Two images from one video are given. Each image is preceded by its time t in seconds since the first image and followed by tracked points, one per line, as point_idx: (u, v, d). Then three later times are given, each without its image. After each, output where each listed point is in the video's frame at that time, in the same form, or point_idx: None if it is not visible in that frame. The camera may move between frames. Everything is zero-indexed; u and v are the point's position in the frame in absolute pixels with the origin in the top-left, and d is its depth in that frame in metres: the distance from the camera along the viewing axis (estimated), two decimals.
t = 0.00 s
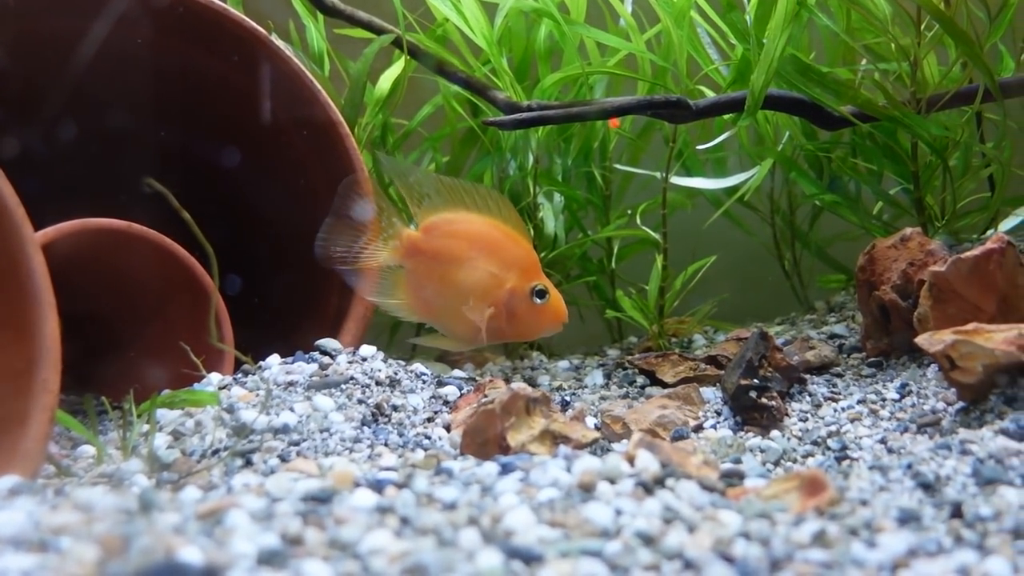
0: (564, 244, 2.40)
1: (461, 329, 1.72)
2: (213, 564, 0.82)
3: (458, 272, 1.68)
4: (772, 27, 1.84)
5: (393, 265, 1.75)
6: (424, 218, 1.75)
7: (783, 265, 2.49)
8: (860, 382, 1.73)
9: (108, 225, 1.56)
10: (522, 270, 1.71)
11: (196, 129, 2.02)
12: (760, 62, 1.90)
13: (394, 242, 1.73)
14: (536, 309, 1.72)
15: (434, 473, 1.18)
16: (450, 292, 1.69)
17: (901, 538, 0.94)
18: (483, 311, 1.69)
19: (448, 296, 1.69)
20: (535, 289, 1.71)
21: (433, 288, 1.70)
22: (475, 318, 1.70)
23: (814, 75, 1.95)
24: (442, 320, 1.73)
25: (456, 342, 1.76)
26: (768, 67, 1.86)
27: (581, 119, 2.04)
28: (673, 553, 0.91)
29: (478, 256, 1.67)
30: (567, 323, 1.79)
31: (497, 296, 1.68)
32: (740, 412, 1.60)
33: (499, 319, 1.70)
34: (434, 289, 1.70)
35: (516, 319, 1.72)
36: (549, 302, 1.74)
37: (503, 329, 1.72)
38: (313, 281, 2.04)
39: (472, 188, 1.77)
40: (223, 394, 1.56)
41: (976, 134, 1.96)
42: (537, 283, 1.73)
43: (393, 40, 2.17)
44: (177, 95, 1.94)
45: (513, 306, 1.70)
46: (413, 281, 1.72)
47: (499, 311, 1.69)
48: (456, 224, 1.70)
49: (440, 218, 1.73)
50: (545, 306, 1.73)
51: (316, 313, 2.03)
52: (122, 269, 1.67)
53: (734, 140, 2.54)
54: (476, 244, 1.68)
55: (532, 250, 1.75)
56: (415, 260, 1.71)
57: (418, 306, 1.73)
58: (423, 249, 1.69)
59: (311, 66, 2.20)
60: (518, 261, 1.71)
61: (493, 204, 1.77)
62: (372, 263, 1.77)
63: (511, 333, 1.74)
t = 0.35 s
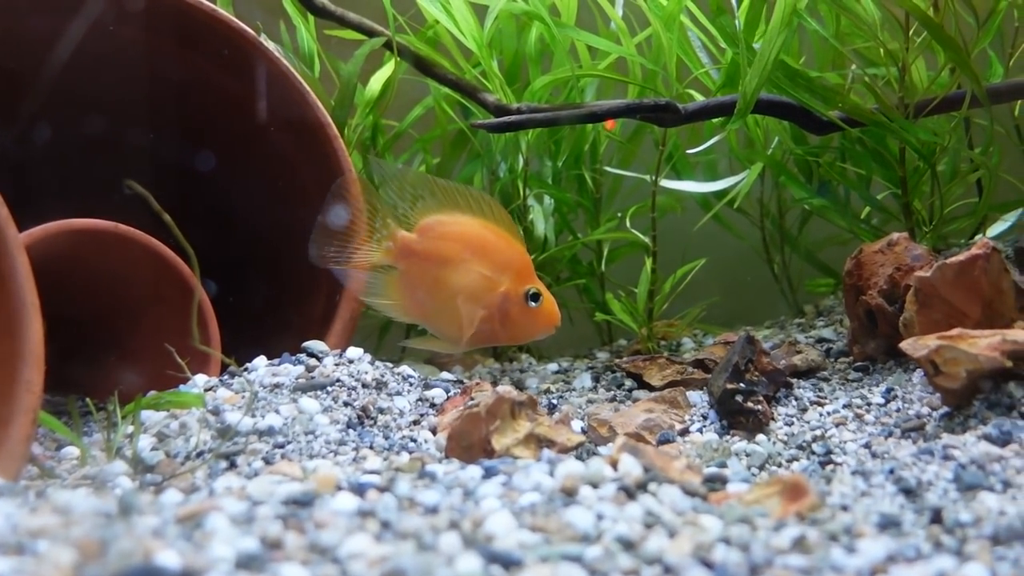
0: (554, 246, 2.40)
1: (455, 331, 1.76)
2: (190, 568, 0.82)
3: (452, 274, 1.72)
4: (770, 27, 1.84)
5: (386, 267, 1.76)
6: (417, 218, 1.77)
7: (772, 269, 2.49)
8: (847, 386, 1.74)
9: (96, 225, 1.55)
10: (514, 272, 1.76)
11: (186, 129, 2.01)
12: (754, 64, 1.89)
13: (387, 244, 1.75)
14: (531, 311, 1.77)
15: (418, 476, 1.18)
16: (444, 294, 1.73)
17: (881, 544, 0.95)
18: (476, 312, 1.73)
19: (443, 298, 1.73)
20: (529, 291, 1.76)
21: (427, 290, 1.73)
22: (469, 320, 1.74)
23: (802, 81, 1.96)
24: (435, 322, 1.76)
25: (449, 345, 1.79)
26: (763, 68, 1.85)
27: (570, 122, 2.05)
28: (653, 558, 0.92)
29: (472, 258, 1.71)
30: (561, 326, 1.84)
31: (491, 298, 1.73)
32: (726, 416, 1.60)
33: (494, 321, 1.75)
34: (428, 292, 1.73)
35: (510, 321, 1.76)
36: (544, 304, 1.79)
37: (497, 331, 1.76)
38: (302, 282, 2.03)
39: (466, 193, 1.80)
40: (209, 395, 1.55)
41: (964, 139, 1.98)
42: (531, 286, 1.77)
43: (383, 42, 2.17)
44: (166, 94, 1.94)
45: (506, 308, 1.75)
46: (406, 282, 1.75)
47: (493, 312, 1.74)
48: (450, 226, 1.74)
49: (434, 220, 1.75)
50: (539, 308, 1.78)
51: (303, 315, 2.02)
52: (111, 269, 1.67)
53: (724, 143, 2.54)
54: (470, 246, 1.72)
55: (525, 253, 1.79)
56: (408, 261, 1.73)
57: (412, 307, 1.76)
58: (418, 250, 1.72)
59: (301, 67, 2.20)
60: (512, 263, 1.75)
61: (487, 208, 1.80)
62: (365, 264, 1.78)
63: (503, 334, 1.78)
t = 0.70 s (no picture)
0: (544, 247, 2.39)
1: (461, 335, 1.78)
2: (164, 570, 0.81)
3: (457, 279, 1.75)
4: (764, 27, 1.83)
5: (391, 274, 1.79)
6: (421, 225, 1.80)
7: (761, 270, 2.49)
8: (833, 388, 1.73)
9: (79, 225, 1.54)
10: (518, 276, 1.79)
11: (176, 126, 2.01)
12: (748, 62, 1.88)
13: (392, 250, 1.77)
14: (534, 314, 1.79)
15: (400, 477, 1.17)
16: (449, 299, 1.75)
17: (861, 546, 0.94)
18: (481, 316, 1.76)
19: (448, 303, 1.76)
20: (532, 294, 1.78)
21: (432, 295, 1.76)
22: (474, 324, 1.76)
23: (790, 82, 1.96)
24: (441, 328, 1.79)
25: (455, 348, 1.83)
26: (755, 67, 1.85)
27: (559, 122, 2.04)
28: (633, 560, 0.91)
29: (476, 263, 1.74)
30: (564, 329, 1.85)
31: (496, 302, 1.76)
32: (713, 418, 1.59)
33: (499, 325, 1.77)
34: (433, 297, 1.76)
35: (515, 325, 1.78)
36: (547, 307, 1.81)
37: (502, 335, 1.79)
38: (290, 282, 2.03)
39: (468, 196, 1.83)
40: (193, 395, 1.54)
41: (951, 141, 1.98)
42: (534, 289, 1.79)
43: (372, 42, 2.17)
44: (156, 91, 1.93)
45: (511, 311, 1.77)
46: (411, 288, 1.77)
47: (498, 316, 1.76)
48: (454, 232, 1.77)
49: (438, 225, 1.78)
50: (542, 312, 1.80)
51: (290, 314, 2.01)
52: (95, 268, 1.66)
53: (714, 145, 2.54)
54: (474, 251, 1.75)
55: (527, 257, 1.82)
56: (413, 268, 1.76)
57: (418, 313, 1.79)
58: (422, 257, 1.74)
59: (290, 66, 2.19)
60: (515, 266, 1.78)
61: (490, 212, 1.83)
62: (372, 272, 1.80)
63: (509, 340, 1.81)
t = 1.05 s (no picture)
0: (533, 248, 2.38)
1: (450, 338, 1.76)
2: (137, 572, 0.80)
3: (448, 282, 1.72)
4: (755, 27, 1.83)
5: (383, 274, 1.77)
6: (417, 226, 1.76)
7: (751, 271, 2.49)
8: (820, 389, 1.73)
9: (62, 225, 1.56)
10: (511, 282, 1.74)
11: (161, 128, 2.00)
12: (738, 62, 1.88)
13: (386, 252, 1.76)
14: (525, 322, 1.75)
15: (381, 478, 1.17)
16: (439, 302, 1.73)
17: (842, 548, 0.94)
18: (470, 320, 1.73)
19: (438, 306, 1.73)
20: (524, 302, 1.74)
21: (423, 297, 1.74)
22: (463, 328, 1.74)
23: (777, 82, 1.95)
24: (431, 329, 1.77)
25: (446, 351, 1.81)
26: (745, 68, 1.85)
27: (546, 122, 2.04)
28: (612, 562, 0.91)
29: (468, 267, 1.71)
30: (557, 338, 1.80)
31: (486, 307, 1.72)
32: (699, 419, 1.59)
33: (488, 330, 1.74)
34: (423, 299, 1.74)
35: (505, 330, 1.75)
36: (538, 315, 1.76)
37: (492, 339, 1.76)
38: (276, 283, 2.02)
39: (463, 200, 1.79)
40: (176, 395, 1.53)
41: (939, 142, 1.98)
42: (527, 296, 1.75)
43: (360, 41, 2.16)
44: (142, 92, 1.93)
45: (500, 317, 1.73)
46: (403, 289, 1.76)
47: (487, 321, 1.73)
48: (448, 235, 1.73)
49: (433, 228, 1.75)
50: (534, 319, 1.75)
51: (275, 317, 1.99)
52: (78, 267, 1.67)
53: (704, 145, 2.54)
54: (466, 255, 1.71)
55: (523, 263, 1.77)
56: (405, 269, 1.74)
57: (409, 314, 1.77)
58: (415, 259, 1.72)
59: (278, 65, 2.18)
60: (509, 272, 1.74)
61: (486, 216, 1.80)
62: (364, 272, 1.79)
63: (499, 345, 1.77)
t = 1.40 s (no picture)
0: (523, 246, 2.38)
1: (449, 341, 1.74)
2: (111, 571, 0.79)
3: (448, 285, 1.71)
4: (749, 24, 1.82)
5: (385, 275, 1.77)
6: (420, 228, 1.77)
7: (742, 270, 2.49)
8: (810, 387, 1.73)
9: (44, 221, 1.56)
10: (512, 286, 1.73)
11: (147, 125, 1.98)
12: (731, 58, 1.86)
13: (388, 253, 1.76)
14: (524, 327, 1.73)
15: (365, 477, 1.16)
16: (439, 305, 1.72)
17: (826, 547, 0.93)
18: (469, 323, 1.72)
19: (438, 309, 1.72)
20: (524, 307, 1.72)
21: (423, 299, 1.73)
22: (462, 331, 1.72)
23: (768, 81, 1.94)
24: (430, 332, 1.76)
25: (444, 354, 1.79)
26: (737, 65, 1.83)
27: (535, 119, 2.03)
28: (595, 561, 0.90)
29: (469, 270, 1.70)
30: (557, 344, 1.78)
31: (485, 311, 1.71)
32: (688, 417, 1.59)
33: (486, 333, 1.72)
34: (423, 302, 1.73)
35: (503, 335, 1.73)
36: (539, 321, 1.74)
37: (490, 344, 1.74)
38: (263, 283, 2.00)
39: (467, 205, 1.78)
40: (161, 394, 1.51)
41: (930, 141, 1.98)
42: (527, 300, 1.73)
43: (350, 38, 2.15)
44: (127, 89, 1.92)
45: (499, 321, 1.72)
46: (404, 291, 1.75)
47: (486, 325, 1.71)
48: (450, 238, 1.73)
49: (435, 231, 1.75)
50: (533, 324, 1.73)
51: (262, 317, 1.98)
52: (61, 263, 1.67)
53: (695, 143, 2.54)
54: (468, 257, 1.71)
55: (526, 269, 1.76)
56: (406, 271, 1.74)
57: (408, 315, 1.76)
58: (416, 261, 1.72)
59: (267, 62, 2.17)
60: (511, 276, 1.73)
61: (491, 223, 1.78)
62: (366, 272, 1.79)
63: (497, 349, 1.76)
